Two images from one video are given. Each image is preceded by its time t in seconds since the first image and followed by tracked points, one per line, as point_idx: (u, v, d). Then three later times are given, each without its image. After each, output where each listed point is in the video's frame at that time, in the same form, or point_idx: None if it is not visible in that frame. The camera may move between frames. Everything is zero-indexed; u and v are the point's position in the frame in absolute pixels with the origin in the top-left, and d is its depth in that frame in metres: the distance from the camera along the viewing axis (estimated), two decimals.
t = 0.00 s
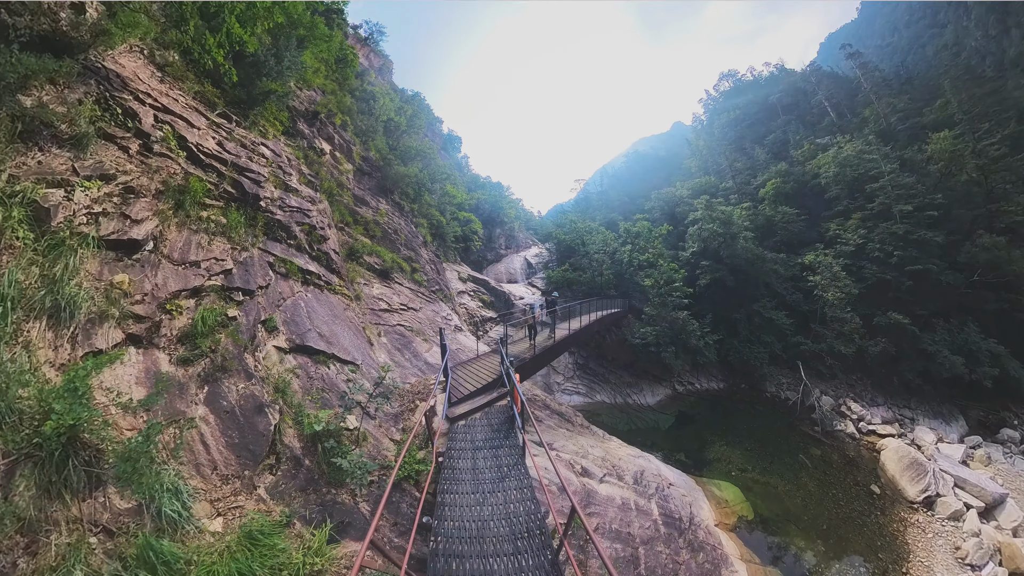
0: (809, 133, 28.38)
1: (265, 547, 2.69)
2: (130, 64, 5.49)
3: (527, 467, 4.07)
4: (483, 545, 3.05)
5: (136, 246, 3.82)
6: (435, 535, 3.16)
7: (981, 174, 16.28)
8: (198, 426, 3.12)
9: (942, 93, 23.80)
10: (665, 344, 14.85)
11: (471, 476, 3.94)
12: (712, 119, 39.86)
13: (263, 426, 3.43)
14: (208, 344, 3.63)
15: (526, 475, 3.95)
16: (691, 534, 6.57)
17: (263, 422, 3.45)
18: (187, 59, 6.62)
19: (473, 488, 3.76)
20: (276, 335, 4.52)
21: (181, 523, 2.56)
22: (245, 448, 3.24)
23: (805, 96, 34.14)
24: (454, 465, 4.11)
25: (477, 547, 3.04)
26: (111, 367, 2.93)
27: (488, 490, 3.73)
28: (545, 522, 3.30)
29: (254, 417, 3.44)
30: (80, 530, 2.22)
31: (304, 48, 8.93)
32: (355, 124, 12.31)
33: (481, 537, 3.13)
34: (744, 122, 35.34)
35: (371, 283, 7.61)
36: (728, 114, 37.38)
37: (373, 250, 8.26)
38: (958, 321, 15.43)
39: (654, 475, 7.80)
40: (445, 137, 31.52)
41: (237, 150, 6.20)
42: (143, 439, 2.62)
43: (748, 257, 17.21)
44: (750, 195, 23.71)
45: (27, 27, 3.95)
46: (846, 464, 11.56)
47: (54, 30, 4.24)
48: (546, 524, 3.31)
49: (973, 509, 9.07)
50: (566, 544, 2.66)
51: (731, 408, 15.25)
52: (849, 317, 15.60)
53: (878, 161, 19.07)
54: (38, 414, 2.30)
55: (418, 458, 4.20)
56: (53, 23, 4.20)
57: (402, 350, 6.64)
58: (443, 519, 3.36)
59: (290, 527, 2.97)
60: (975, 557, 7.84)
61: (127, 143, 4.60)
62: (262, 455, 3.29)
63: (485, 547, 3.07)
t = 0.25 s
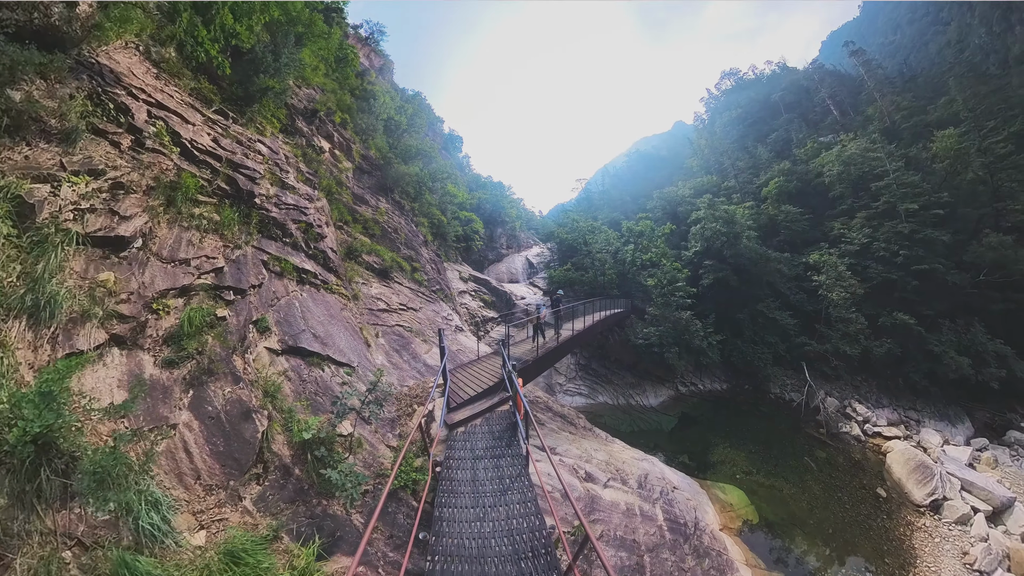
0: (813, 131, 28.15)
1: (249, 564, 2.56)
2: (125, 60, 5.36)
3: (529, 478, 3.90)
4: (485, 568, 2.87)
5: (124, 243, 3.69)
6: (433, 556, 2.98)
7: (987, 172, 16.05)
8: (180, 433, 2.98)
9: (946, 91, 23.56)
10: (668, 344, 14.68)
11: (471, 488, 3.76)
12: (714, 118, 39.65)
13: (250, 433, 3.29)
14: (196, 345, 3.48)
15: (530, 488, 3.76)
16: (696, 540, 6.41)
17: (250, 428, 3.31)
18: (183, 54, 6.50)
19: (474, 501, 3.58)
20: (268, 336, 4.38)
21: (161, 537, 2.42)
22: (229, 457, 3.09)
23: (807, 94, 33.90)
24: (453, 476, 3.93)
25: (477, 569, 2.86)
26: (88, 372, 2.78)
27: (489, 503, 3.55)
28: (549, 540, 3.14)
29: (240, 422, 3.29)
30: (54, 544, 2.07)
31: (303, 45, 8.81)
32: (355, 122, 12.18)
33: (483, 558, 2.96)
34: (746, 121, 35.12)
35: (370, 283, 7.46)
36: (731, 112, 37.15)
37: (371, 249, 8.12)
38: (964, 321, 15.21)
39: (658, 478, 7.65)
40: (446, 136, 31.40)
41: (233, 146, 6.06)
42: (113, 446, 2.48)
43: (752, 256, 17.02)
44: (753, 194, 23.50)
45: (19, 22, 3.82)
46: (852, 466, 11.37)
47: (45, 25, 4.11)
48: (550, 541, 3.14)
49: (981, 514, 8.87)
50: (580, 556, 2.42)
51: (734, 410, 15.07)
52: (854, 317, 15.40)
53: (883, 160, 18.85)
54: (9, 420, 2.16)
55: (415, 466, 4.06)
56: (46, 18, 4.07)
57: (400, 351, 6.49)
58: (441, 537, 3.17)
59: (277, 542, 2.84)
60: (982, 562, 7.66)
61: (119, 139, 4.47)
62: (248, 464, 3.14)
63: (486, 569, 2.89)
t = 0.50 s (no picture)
0: (816, 129, 27.90)
1: None
2: (119, 54, 5.21)
3: (533, 495, 3.69)
4: None
5: (107, 239, 3.53)
6: None
7: (994, 170, 15.79)
8: (157, 442, 2.82)
9: (952, 87, 23.24)
10: (672, 345, 14.46)
11: (471, 504, 3.56)
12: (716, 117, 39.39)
13: (232, 443, 3.11)
14: (178, 347, 3.30)
15: (534, 505, 3.54)
16: (703, 547, 6.20)
17: (231, 438, 3.13)
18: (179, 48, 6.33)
19: (474, 520, 3.37)
20: (258, 338, 4.20)
21: (133, 556, 2.24)
22: (210, 469, 2.91)
23: (811, 92, 33.59)
24: (452, 492, 3.71)
25: None
26: (59, 377, 2.62)
27: (491, 522, 3.35)
28: (556, 565, 2.93)
29: (221, 431, 3.11)
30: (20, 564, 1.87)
31: (303, 42, 8.63)
32: (355, 120, 12.00)
33: None
34: (748, 119, 34.84)
35: (368, 282, 7.27)
36: (733, 111, 36.87)
37: (369, 247, 7.92)
38: (972, 321, 14.95)
39: (663, 482, 7.43)
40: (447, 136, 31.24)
41: (227, 142, 5.89)
42: (76, 457, 2.33)
43: (756, 255, 16.79)
44: (756, 193, 23.24)
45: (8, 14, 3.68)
46: (859, 470, 11.13)
47: (38, 20, 3.94)
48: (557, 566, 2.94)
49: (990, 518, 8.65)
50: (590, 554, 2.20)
51: (739, 411, 14.84)
52: (861, 317, 15.15)
53: (888, 157, 18.59)
54: None
55: (411, 477, 3.84)
56: (37, 11, 3.90)
57: (398, 353, 6.30)
58: (440, 562, 2.95)
59: (261, 561, 2.64)
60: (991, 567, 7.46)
61: (108, 133, 4.30)
62: (230, 477, 2.96)
63: None
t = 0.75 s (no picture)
0: (819, 128, 27.69)
1: None
2: (114, 51, 5.11)
3: (537, 509, 3.41)
4: None
5: (95, 237, 3.41)
6: None
7: (1000, 168, 15.55)
8: (137, 450, 2.68)
9: (956, 84, 22.99)
10: (675, 346, 14.28)
11: (471, 517, 3.33)
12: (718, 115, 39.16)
13: (217, 452, 2.95)
14: (163, 349, 3.15)
15: (540, 519, 3.28)
16: (708, 553, 6.05)
17: (217, 446, 2.97)
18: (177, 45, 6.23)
19: (473, 537, 3.11)
20: (249, 339, 4.04)
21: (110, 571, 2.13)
22: (193, 478, 2.76)
23: (813, 90, 33.35)
24: (450, 506, 3.46)
25: None
26: (37, 381, 2.51)
27: (492, 539, 3.09)
28: None
29: (206, 438, 2.95)
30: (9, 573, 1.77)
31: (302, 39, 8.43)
32: (354, 118, 11.88)
33: None
34: (750, 117, 34.62)
35: (366, 282, 7.12)
36: (735, 109, 36.66)
37: (367, 246, 7.78)
38: (978, 322, 14.72)
39: (667, 485, 7.27)
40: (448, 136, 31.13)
41: (222, 138, 5.76)
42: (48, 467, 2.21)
43: (760, 255, 16.60)
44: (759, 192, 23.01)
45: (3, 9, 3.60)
46: (865, 473, 10.94)
47: (29, 14, 3.84)
48: None
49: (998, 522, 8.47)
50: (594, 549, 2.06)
51: (743, 413, 14.66)
52: (866, 318, 14.95)
53: (893, 155, 18.38)
54: None
55: (407, 486, 3.70)
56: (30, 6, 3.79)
57: (396, 355, 6.16)
58: None
59: None
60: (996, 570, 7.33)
61: (99, 128, 4.18)
62: (214, 488, 2.81)
63: None
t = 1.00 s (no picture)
0: (822, 126, 27.46)
1: None
2: (107, 46, 4.97)
3: (541, 529, 3.21)
4: None
5: (79, 233, 3.26)
6: None
7: (1007, 165, 15.25)
8: (111, 458, 2.52)
9: (960, 80, 22.70)
10: (679, 346, 14.06)
11: (471, 539, 3.12)
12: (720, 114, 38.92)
13: (194, 462, 2.76)
14: (141, 350, 2.98)
15: (546, 545, 3.04)
16: (715, 560, 5.87)
17: (194, 456, 2.78)
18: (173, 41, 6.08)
19: (473, 563, 2.91)
20: (236, 340, 3.87)
21: None
22: (168, 490, 2.59)
23: (815, 87, 33.07)
24: (449, 526, 3.26)
25: None
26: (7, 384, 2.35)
27: (493, 566, 2.89)
28: None
29: (183, 447, 2.77)
30: None
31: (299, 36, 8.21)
32: (353, 116, 11.71)
33: None
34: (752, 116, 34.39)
35: (363, 281, 6.95)
36: (737, 108, 36.41)
37: (365, 244, 7.61)
38: (985, 321, 14.44)
39: (672, 490, 7.06)
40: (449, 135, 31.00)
41: (216, 134, 5.60)
42: (6, 478, 2.05)
43: (765, 253, 16.37)
44: (762, 190, 22.75)
45: None
46: (872, 475, 10.71)
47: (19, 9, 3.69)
48: None
49: (1009, 526, 8.25)
50: (596, 549, 2.14)
51: (748, 414, 14.44)
52: (872, 317, 14.70)
53: (898, 153, 18.13)
54: None
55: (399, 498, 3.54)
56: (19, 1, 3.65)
57: (392, 357, 5.98)
58: None
59: None
60: None
61: (88, 122, 4.02)
62: (192, 500, 2.63)
63: None
